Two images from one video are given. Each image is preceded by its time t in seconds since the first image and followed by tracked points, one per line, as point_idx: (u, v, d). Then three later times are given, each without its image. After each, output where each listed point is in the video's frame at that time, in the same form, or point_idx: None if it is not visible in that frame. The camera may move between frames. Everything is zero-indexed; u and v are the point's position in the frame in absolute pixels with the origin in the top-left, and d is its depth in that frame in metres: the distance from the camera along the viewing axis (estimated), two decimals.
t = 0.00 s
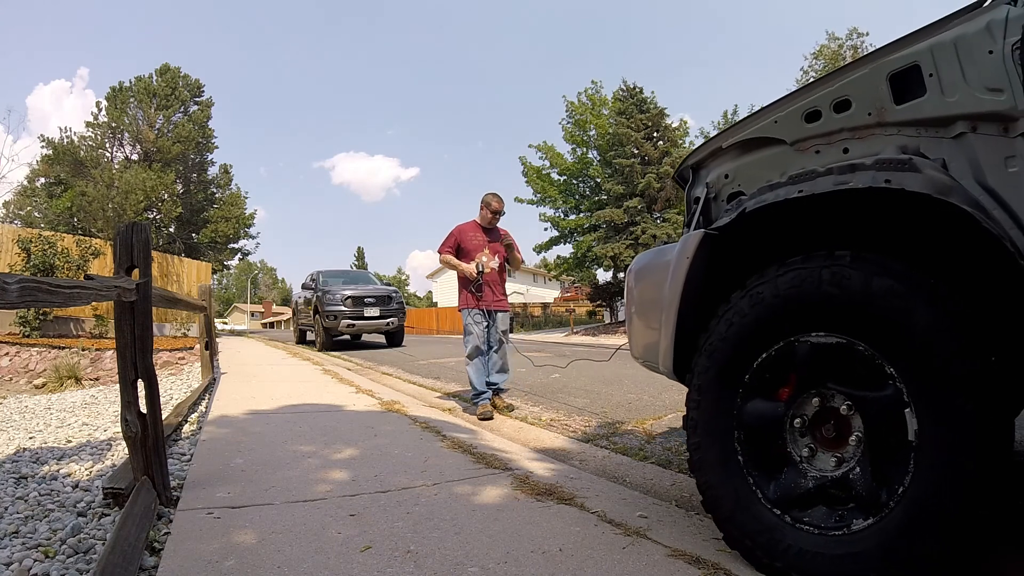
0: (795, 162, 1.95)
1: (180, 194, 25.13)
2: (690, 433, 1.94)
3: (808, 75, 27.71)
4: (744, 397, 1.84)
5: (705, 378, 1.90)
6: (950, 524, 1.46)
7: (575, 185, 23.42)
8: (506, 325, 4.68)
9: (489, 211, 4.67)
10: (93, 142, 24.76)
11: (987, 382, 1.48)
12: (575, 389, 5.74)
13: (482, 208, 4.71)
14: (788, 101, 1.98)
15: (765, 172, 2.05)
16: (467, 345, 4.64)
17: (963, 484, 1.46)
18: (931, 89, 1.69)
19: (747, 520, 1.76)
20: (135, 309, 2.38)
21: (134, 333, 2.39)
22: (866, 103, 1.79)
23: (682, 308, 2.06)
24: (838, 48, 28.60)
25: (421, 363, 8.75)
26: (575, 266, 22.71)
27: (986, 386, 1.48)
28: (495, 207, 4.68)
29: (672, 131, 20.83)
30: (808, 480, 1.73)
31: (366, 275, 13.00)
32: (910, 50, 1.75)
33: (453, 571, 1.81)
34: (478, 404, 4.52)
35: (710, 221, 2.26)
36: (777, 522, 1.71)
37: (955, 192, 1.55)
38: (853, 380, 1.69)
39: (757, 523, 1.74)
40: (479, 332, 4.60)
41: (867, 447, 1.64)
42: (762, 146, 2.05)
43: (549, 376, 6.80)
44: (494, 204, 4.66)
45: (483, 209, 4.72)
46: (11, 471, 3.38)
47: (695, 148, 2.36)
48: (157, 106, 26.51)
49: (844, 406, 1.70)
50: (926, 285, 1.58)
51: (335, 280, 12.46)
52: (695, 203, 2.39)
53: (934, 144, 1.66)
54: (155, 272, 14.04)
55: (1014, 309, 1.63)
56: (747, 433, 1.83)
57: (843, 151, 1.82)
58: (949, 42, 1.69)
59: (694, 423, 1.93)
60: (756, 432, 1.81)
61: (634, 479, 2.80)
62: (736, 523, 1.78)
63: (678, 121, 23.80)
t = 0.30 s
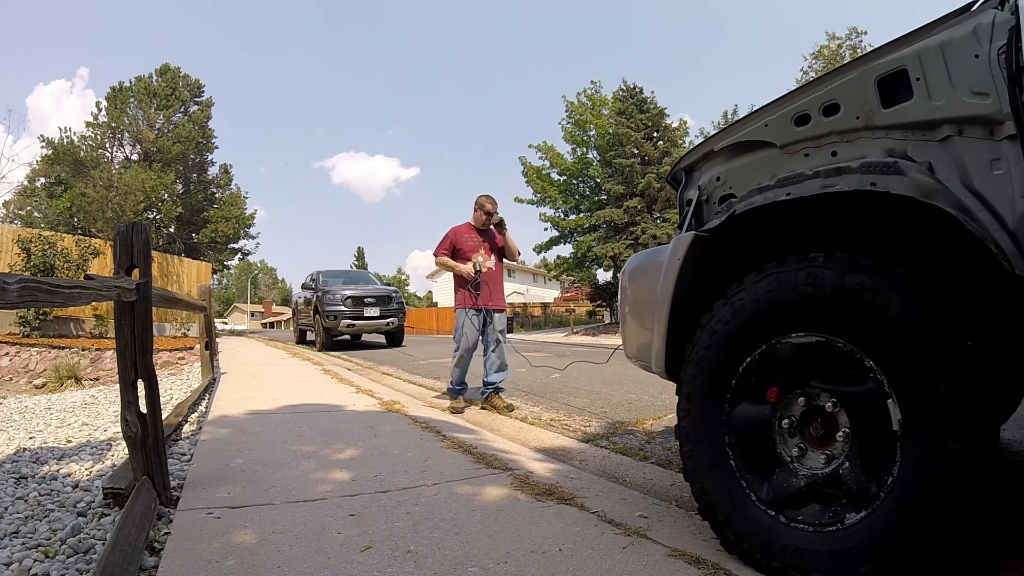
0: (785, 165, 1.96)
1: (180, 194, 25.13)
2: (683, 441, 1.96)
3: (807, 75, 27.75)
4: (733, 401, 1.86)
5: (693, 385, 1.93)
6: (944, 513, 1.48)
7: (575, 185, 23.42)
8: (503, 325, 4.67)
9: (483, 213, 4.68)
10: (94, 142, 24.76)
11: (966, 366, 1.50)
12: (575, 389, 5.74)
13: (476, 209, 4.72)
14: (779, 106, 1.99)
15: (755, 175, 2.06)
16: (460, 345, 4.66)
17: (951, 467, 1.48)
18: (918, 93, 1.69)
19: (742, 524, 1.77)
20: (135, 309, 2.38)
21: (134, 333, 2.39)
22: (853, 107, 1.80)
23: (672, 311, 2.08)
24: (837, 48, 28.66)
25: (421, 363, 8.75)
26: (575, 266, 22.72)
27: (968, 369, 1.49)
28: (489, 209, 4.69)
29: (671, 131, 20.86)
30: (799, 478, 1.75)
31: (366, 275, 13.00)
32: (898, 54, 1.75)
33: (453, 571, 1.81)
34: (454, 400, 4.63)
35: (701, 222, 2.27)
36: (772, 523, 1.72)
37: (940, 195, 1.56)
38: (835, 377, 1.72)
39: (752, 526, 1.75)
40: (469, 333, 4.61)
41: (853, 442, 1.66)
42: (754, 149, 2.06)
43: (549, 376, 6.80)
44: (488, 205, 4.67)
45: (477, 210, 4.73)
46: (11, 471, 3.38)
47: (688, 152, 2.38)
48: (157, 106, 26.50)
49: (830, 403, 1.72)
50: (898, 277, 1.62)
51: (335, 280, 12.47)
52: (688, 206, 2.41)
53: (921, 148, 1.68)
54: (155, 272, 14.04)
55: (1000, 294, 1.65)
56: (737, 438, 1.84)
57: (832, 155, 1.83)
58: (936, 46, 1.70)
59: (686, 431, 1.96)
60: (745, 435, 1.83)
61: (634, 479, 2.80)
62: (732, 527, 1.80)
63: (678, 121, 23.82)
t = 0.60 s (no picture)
0: (774, 167, 2.06)
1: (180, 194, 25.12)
2: (675, 449, 1.98)
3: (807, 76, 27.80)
4: (722, 404, 1.90)
5: (683, 395, 1.97)
6: (927, 511, 1.49)
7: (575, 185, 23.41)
8: (493, 323, 4.67)
9: (469, 213, 4.73)
10: (94, 142, 24.76)
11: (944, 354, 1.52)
12: (575, 389, 5.74)
13: (461, 211, 4.77)
14: (770, 110, 2.08)
15: (747, 177, 2.16)
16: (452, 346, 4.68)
17: (936, 454, 1.49)
18: (905, 97, 1.75)
19: (738, 527, 1.78)
20: (135, 309, 2.38)
21: (134, 333, 2.39)
22: (842, 111, 1.87)
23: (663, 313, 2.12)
24: (837, 48, 28.71)
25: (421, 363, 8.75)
26: (575, 266, 22.71)
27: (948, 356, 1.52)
28: (474, 209, 4.74)
29: (671, 131, 20.87)
30: (791, 477, 1.77)
31: (366, 275, 13.01)
32: (885, 59, 1.81)
33: (453, 571, 1.81)
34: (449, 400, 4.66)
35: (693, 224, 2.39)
36: (767, 523, 1.73)
37: (925, 198, 1.59)
38: (817, 375, 1.77)
39: (747, 528, 1.76)
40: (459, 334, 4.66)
41: (840, 436, 1.70)
42: (745, 151, 2.16)
43: (549, 376, 6.81)
44: (473, 206, 4.72)
45: (462, 212, 4.78)
46: (11, 471, 3.38)
47: (682, 154, 2.47)
48: (157, 106, 26.49)
49: (815, 401, 1.76)
50: (874, 274, 1.65)
51: (335, 280, 12.47)
52: (680, 208, 2.49)
53: (907, 151, 1.74)
54: (155, 272, 14.04)
55: (971, 289, 1.66)
56: (728, 441, 1.87)
57: (821, 157, 1.92)
58: (923, 51, 1.74)
59: (678, 439, 1.98)
60: (735, 436, 1.86)
61: (634, 479, 2.80)
62: (729, 530, 1.80)
63: (678, 121, 23.83)
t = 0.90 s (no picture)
0: (763, 170, 2.07)
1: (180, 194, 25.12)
2: (668, 456, 1.99)
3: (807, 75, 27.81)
4: (710, 408, 1.91)
5: (673, 403, 1.99)
6: (918, 510, 1.50)
7: (575, 185, 23.39)
8: (485, 324, 4.75)
9: (460, 215, 4.77)
10: (94, 142, 24.75)
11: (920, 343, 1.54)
12: (575, 389, 5.74)
13: (452, 212, 4.82)
14: (758, 114, 2.08)
15: (737, 180, 2.17)
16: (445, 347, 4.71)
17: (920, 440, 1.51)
18: (891, 101, 1.76)
19: (733, 529, 1.79)
20: (135, 309, 2.38)
21: (134, 333, 2.39)
22: (829, 115, 1.88)
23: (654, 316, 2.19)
24: (836, 49, 28.75)
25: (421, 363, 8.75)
26: (575, 266, 22.72)
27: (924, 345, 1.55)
28: (465, 210, 4.78)
29: (672, 131, 20.88)
30: (781, 475, 1.79)
31: (366, 275, 13.01)
32: (871, 63, 1.82)
33: (453, 571, 1.81)
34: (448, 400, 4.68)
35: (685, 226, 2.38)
36: (762, 523, 1.74)
37: (908, 200, 1.59)
38: (800, 373, 1.79)
39: (744, 529, 1.76)
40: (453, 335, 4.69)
41: (825, 432, 1.72)
42: (736, 155, 2.16)
43: (549, 376, 6.80)
44: (464, 207, 4.77)
45: (454, 213, 4.82)
46: (11, 471, 3.38)
47: (674, 157, 2.46)
48: (157, 106, 26.49)
49: (799, 398, 1.78)
50: (844, 268, 1.69)
51: (335, 280, 12.47)
52: (673, 210, 2.48)
53: (893, 154, 1.76)
54: (155, 272, 14.05)
55: (956, 288, 1.66)
56: (719, 444, 1.88)
57: (809, 160, 1.93)
58: (909, 55, 1.75)
59: (670, 447, 1.99)
60: (724, 438, 1.88)
61: (634, 479, 2.80)
62: (724, 533, 1.81)
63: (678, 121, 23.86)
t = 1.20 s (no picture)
0: (753, 173, 2.08)
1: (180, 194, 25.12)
2: (662, 462, 2.03)
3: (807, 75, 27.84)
4: (700, 412, 1.95)
5: (663, 410, 2.04)
6: (916, 509, 1.52)
7: (575, 185, 23.38)
8: (483, 323, 4.75)
9: (458, 215, 4.79)
10: (94, 142, 24.76)
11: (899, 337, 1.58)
12: (575, 389, 5.74)
13: (450, 213, 4.82)
14: (748, 117, 2.08)
15: (727, 183, 2.18)
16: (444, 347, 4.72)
17: (904, 428, 1.54)
18: (877, 105, 1.76)
19: (729, 529, 1.81)
20: (135, 309, 2.38)
21: (134, 333, 2.39)
22: (816, 119, 1.88)
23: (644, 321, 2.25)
24: (836, 49, 28.80)
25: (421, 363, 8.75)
26: (575, 266, 22.72)
27: (901, 334, 1.58)
28: (463, 211, 4.79)
29: (672, 131, 20.91)
30: (772, 473, 1.81)
31: (366, 275, 13.01)
32: (857, 67, 1.82)
33: (452, 571, 1.81)
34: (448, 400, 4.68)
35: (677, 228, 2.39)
36: (759, 522, 1.76)
37: (891, 203, 1.62)
38: (783, 371, 1.83)
39: (740, 528, 1.78)
40: (452, 335, 4.69)
41: (810, 428, 1.75)
42: (726, 158, 2.17)
43: (549, 376, 6.80)
44: (461, 208, 4.78)
45: (451, 214, 4.83)
46: (11, 471, 3.38)
47: (666, 158, 2.46)
48: (157, 106, 26.48)
49: (785, 395, 1.81)
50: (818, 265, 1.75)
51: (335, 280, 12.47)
52: (666, 212, 2.49)
53: (880, 157, 1.76)
54: (155, 272, 14.05)
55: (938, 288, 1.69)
56: (710, 447, 1.92)
57: (797, 164, 1.94)
58: (895, 59, 1.74)
59: (663, 454, 2.03)
60: (713, 439, 1.91)
61: (634, 479, 2.80)
62: (721, 535, 1.83)
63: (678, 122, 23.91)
